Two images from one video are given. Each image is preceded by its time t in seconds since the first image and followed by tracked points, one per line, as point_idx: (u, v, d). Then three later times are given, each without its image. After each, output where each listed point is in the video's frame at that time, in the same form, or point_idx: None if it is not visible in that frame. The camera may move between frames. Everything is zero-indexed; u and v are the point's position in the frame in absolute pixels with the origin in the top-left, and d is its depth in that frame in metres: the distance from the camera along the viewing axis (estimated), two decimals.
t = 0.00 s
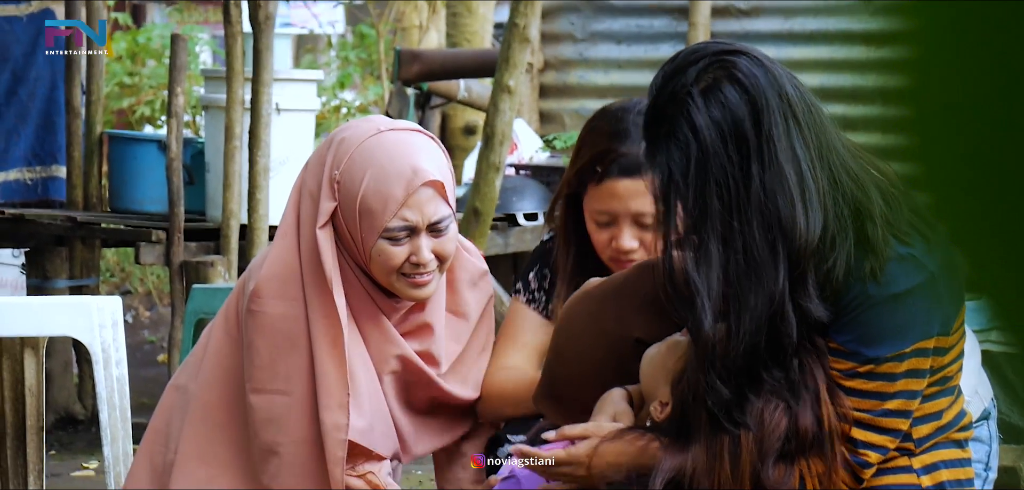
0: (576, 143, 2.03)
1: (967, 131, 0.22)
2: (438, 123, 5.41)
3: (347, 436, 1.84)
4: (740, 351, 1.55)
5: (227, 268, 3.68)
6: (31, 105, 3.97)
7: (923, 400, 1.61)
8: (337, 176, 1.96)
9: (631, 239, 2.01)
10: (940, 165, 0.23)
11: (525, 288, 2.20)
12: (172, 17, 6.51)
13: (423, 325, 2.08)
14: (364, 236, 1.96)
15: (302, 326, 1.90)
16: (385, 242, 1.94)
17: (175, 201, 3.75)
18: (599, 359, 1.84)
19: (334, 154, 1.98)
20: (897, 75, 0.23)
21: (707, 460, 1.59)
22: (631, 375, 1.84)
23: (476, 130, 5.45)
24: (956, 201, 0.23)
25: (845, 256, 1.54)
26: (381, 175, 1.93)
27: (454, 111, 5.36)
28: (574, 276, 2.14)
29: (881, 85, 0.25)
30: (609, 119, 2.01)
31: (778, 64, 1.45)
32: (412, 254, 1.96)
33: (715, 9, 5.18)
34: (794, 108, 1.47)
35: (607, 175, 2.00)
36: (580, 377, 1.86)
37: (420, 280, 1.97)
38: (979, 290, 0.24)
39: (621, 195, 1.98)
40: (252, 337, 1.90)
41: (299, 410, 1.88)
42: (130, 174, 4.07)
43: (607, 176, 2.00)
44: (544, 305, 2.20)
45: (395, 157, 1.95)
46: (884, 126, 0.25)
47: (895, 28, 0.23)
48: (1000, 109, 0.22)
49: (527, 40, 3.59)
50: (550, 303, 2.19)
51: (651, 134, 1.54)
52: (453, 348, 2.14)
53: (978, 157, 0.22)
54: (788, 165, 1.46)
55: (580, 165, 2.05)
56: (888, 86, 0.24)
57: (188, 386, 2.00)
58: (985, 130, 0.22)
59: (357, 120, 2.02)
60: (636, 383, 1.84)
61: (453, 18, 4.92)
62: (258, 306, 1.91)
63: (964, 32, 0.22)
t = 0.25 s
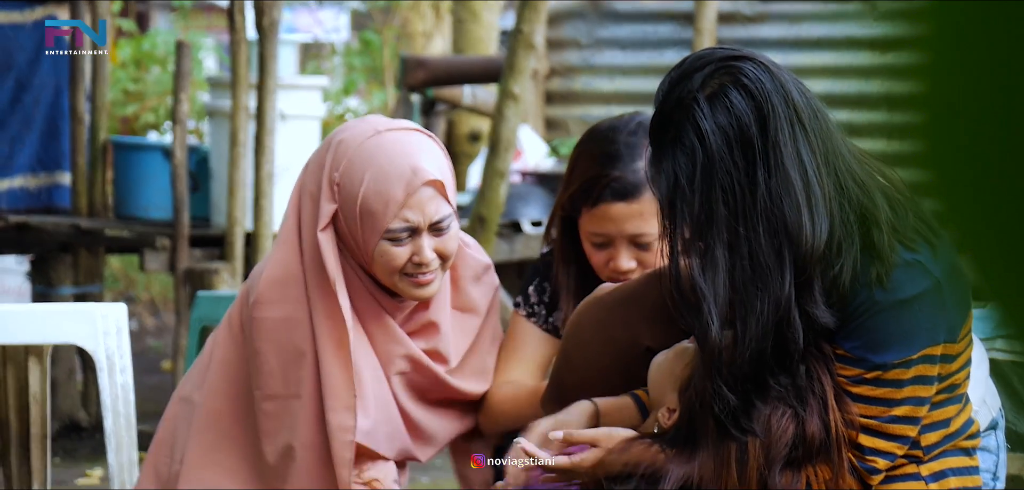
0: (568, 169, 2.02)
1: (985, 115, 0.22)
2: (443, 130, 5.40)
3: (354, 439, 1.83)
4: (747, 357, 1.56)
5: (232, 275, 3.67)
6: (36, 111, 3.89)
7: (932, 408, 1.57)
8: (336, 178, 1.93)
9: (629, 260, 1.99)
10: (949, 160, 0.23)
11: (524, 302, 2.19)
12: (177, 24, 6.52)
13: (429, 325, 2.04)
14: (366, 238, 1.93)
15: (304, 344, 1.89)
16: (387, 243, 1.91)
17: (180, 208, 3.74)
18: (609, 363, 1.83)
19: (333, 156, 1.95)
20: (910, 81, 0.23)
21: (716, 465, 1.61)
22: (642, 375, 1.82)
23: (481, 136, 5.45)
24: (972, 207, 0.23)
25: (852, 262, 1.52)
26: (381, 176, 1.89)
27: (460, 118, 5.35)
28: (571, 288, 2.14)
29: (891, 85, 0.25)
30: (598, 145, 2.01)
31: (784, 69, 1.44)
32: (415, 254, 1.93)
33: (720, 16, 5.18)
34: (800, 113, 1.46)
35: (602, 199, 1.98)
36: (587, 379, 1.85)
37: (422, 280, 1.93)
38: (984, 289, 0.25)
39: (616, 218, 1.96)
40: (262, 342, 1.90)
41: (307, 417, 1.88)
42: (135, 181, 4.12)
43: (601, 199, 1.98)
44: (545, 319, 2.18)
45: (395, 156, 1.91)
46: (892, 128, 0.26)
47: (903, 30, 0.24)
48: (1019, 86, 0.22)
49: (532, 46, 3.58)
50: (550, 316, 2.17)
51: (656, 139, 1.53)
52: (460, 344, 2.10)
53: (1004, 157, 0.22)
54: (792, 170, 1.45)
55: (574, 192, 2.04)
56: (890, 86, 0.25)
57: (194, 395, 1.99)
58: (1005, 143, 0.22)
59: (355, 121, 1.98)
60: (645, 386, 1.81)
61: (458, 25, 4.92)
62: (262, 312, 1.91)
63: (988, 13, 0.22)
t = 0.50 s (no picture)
0: (570, 186, 2.02)
1: (978, 118, 0.22)
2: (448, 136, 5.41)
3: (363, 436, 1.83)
4: (748, 363, 1.54)
5: (238, 281, 3.68)
6: (41, 117, 3.93)
7: (935, 413, 1.57)
8: (333, 176, 1.93)
9: (635, 274, 2.00)
10: (950, 171, 0.22)
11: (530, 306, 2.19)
12: (182, 30, 6.55)
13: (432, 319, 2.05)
14: (366, 233, 1.94)
15: (306, 348, 1.89)
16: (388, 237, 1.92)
17: (186, 214, 3.75)
18: (612, 371, 1.83)
19: (329, 155, 1.96)
20: (910, 89, 0.23)
21: (718, 472, 1.57)
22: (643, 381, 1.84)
23: (486, 142, 5.45)
24: (980, 216, 0.21)
25: (854, 268, 1.52)
26: (377, 171, 1.90)
27: (465, 124, 5.36)
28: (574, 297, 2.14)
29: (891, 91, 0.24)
30: (597, 162, 2.00)
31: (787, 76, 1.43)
32: (415, 247, 1.93)
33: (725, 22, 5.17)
34: (803, 119, 1.45)
35: (603, 217, 1.97)
36: (591, 380, 1.84)
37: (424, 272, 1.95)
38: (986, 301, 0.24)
39: (619, 235, 1.96)
40: (268, 346, 1.89)
41: (311, 421, 1.87)
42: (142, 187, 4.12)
43: (602, 219, 1.97)
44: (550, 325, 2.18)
45: (389, 151, 1.92)
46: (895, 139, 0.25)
47: (908, 44, 0.23)
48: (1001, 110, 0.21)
49: (538, 52, 3.59)
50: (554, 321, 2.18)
51: (660, 147, 1.53)
52: (464, 339, 2.12)
53: (1002, 170, 0.21)
54: (795, 177, 1.44)
55: (576, 209, 2.03)
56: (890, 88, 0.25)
57: (197, 402, 1.99)
58: (1005, 141, 0.21)
59: (347, 120, 1.99)
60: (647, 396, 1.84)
61: (463, 31, 4.93)
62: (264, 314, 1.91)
63: (972, 42, 0.21)
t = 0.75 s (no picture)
0: (575, 208, 1.99)
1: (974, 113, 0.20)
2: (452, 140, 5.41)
3: (364, 436, 1.84)
4: (752, 370, 1.54)
5: (242, 286, 3.68)
6: (46, 122, 3.91)
7: (938, 417, 1.56)
8: (333, 174, 1.96)
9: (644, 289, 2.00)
10: (936, 160, 0.21)
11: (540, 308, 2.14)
12: (186, 35, 6.56)
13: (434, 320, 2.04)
14: (366, 230, 1.97)
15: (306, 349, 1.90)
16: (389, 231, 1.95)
17: (190, 219, 3.76)
18: (616, 376, 1.82)
19: (328, 155, 1.99)
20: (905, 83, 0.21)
21: (722, 477, 1.56)
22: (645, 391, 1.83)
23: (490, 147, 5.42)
24: (972, 218, 0.20)
25: (857, 273, 1.52)
26: (377, 167, 1.93)
27: (469, 128, 5.37)
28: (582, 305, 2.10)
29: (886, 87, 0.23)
30: (601, 180, 1.97)
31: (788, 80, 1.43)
32: (416, 243, 1.96)
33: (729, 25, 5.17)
34: (805, 124, 1.45)
35: (610, 237, 1.96)
36: (592, 383, 1.83)
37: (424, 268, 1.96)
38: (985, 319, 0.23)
39: (628, 253, 1.95)
40: (267, 349, 1.91)
41: (309, 422, 1.88)
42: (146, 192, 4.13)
43: (609, 238, 1.96)
44: (558, 328, 2.13)
45: (387, 147, 1.95)
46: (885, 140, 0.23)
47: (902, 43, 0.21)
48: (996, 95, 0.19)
49: (541, 56, 3.59)
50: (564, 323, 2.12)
51: (662, 153, 1.53)
52: (464, 337, 2.08)
53: (984, 172, 0.20)
54: (798, 181, 1.44)
55: (581, 229, 2.01)
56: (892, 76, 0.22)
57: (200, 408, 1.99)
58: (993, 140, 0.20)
59: (346, 120, 2.02)
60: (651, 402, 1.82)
61: (467, 35, 4.93)
62: (268, 314, 1.93)
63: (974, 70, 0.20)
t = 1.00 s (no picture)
0: (578, 220, 1.98)
1: (976, 133, 0.25)
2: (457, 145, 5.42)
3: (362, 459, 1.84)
4: (755, 372, 1.54)
5: (247, 291, 3.68)
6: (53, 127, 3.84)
7: (943, 421, 1.55)
8: (339, 194, 1.93)
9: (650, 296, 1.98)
10: (955, 181, 0.25)
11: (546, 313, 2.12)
12: (191, 40, 6.57)
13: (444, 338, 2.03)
14: (373, 249, 1.95)
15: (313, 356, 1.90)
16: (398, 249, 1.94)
17: (196, 224, 3.77)
18: (621, 382, 1.81)
19: (334, 173, 1.96)
20: (918, 93, 0.26)
21: (727, 480, 1.55)
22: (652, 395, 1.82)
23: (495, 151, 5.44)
24: (971, 193, 0.25)
25: (861, 275, 1.50)
26: (382, 189, 1.91)
27: (474, 133, 5.37)
28: (583, 312, 2.08)
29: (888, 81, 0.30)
30: (603, 190, 1.96)
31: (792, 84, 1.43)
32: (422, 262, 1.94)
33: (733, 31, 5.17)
34: (809, 127, 1.45)
35: (614, 247, 1.95)
36: (598, 388, 1.82)
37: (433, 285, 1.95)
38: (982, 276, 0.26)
39: (632, 262, 1.94)
40: (280, 363, 1.90)
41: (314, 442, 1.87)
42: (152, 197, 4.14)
43: (613, 248, 1.95)
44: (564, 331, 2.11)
45: (394, 167, 1.93)
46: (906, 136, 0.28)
47: (917, 50, 0.27)
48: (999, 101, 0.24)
49: (547, 61, 3.59)
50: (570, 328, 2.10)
51: (666, 156, 1.54)
52: (477, 349, 2.08)
53: (987, 169, 0.25)
54: (800, 185, 1.44)
55: (585, 240, 2.00)
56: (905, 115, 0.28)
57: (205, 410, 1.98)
58: (994, 178, 0.25)
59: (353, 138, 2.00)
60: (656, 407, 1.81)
61: (472, 40, 4.94)
62: (278, 332, 1.91)
63: (982, 100, 0.24)
